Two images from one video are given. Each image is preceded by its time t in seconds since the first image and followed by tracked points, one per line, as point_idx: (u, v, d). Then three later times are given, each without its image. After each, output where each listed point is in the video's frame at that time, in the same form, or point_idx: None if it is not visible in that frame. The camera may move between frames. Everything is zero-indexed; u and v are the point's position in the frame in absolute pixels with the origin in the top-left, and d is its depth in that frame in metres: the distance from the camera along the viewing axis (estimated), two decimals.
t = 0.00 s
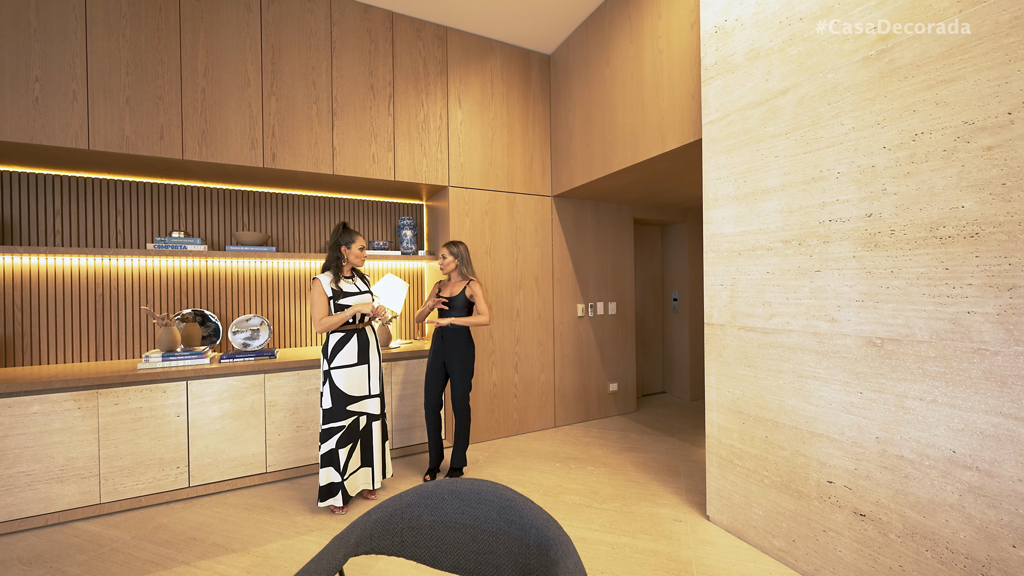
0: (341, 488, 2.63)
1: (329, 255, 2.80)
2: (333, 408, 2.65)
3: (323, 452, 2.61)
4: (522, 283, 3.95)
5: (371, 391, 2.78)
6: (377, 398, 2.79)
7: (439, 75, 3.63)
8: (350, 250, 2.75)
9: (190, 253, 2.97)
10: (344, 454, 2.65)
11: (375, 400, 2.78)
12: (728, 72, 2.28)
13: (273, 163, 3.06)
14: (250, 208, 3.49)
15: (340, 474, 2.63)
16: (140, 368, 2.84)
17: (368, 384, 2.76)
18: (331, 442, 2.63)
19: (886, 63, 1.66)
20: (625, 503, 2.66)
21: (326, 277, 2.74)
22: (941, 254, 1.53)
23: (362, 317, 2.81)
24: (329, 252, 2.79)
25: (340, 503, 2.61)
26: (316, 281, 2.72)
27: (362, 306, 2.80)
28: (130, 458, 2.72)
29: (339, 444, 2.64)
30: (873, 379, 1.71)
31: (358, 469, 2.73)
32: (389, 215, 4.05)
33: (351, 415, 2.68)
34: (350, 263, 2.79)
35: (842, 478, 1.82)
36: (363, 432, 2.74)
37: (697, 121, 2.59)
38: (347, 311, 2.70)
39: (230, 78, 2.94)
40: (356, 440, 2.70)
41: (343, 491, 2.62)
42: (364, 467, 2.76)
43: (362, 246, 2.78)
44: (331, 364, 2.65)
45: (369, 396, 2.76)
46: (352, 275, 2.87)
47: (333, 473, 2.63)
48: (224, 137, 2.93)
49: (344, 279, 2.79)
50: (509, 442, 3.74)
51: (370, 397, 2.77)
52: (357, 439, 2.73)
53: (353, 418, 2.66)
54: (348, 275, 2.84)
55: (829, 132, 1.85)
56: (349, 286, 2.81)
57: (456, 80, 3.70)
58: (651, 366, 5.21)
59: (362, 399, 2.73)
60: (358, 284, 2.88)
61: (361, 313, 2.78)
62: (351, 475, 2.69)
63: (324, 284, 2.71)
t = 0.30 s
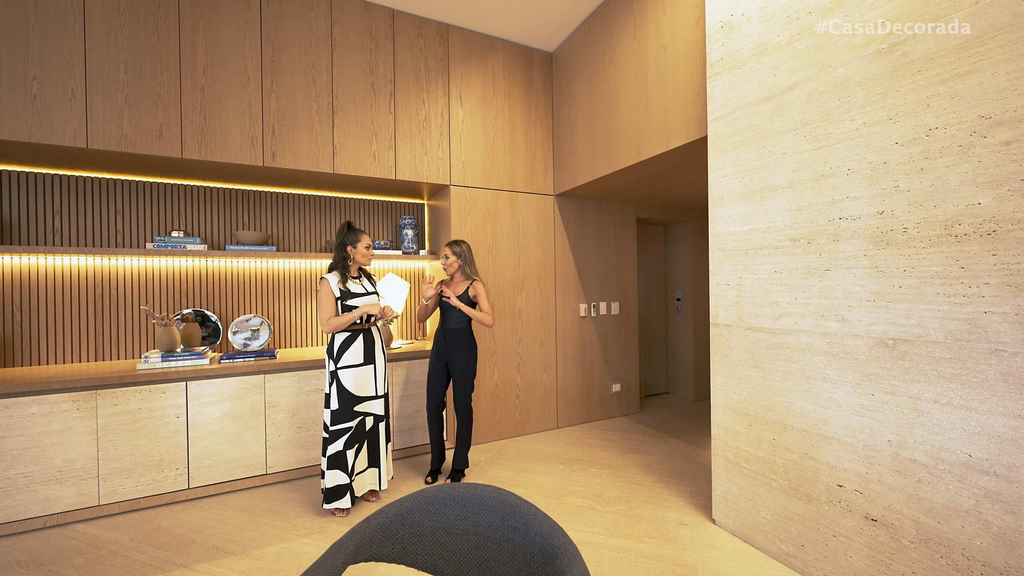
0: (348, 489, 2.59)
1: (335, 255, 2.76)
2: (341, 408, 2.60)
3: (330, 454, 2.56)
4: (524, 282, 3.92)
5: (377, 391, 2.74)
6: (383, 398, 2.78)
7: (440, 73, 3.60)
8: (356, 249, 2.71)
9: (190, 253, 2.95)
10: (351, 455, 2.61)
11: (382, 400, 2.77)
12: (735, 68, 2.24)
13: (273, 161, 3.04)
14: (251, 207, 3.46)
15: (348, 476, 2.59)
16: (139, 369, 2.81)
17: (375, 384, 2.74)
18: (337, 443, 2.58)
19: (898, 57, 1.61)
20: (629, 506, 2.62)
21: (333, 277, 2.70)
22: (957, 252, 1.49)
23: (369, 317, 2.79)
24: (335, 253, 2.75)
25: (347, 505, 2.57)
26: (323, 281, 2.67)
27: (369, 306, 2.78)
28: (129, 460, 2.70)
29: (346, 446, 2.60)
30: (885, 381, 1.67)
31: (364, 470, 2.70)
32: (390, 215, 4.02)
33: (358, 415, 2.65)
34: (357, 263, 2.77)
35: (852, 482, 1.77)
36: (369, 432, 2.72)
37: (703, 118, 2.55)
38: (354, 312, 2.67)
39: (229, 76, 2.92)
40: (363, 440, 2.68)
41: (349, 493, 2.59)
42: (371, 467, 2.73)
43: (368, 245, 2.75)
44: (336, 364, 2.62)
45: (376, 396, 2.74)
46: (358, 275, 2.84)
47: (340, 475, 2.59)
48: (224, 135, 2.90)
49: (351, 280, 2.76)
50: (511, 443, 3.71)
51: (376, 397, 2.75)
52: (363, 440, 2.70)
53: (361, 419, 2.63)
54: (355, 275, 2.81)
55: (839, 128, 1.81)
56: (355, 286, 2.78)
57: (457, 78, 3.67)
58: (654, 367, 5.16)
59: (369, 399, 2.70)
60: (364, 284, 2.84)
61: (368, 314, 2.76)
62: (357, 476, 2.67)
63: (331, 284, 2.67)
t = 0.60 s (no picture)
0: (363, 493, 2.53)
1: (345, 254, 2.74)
2: (351, 410, 2.54)
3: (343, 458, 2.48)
4: (530, 282, 3.87)
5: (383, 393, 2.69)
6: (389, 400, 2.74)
7: (445, 70, 3.56)
8: (359, 247, 2.66)
9: (194, 252, 2.93)
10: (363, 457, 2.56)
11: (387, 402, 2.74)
12: (746, 61, 2.18)
13: (277, 160, 3.01)
14: (255, 206, 3.45)
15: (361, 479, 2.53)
16: (142, 369, 2.79)
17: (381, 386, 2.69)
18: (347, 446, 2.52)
19: (920, 47, 1.55)
20: (637, 509, 2.57)
21: (339, 275, 2.66)
22: (982, 249, 1.43)
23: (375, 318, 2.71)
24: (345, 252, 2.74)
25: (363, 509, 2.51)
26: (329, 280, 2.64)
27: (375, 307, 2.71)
28: (132, 459, 2.68)
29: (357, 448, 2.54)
30: (906, 383, 1.61)
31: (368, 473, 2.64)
32: (395, 213, 4.00)
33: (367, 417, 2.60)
34: (364, 261, 2.70)
35: (870, 488, 1.71)
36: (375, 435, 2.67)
37: (713, 114, 2.50)
38: (358, 312, 2.59)
39: (233, 73, 2.89)
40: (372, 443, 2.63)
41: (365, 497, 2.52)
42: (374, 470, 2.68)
43: (373, 243, 2.68)
44: (341, 364, 2.54)
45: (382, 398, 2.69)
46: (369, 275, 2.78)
47: (352, 480, 2.49)
48: (227, 133, 2.88)
49: (358, 279, 2.70)
50: (516, 445, 3.66)
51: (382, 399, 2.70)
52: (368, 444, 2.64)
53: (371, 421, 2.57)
54: (365, 275, 2.75)
55: (856, 121, 1.75)
56: (363, 287, 2.72)
57: (462, 75, 3.63)
58: (661, 368, 5.10)
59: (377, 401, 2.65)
60: (373, 284, 2.77)
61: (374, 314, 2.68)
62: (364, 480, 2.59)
63: (338, 283, 2.62)
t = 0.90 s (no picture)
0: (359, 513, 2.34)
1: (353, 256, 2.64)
2: (352, 420, 2.35)
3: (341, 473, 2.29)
4: (540, 281, 3.83)
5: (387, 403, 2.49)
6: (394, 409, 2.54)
7: (455, 67, 3.53)
8: (365, 244, 2.55)
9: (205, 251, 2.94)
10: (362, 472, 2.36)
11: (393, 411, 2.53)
12: (765, 51, 2.11)
13: (287, 158, 3.00)
14: (266, 205, 3.45)
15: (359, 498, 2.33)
16: (154, 367, 2.80)
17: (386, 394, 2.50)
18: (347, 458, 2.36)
19: (952, 31, 1.47)
20: (650, 513, 2.51)
21: (346, 274, 2.53)
22: (1020, 244, 1.35)
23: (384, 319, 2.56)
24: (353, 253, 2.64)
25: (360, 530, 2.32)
26: (336, 280, 2.51)
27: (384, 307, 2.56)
28: (144, 458, 2.69)
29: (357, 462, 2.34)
30: (936, 385, 1.53)
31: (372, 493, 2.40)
32: (405, 212, 3.98)
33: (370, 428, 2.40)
34: (369, 257, 2.57)
35: (898, 494, 1.64)
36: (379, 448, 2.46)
37: (730, 107, 2.43)
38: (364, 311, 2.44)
39: (243, 72, 2.89)
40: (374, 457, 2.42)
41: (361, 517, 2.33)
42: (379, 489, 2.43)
43: (380, 239, 2.57)
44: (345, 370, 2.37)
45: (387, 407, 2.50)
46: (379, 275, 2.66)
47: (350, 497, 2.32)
48: (237, 132, 2.88)
49: (366, 278, 2.57)
50: (527, 445, 3.62)
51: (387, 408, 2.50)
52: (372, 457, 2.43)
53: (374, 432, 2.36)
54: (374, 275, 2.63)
55: (882, 111, 1.68)
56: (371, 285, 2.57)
57: (472, 71, 3.59)
58: (674, 368, 5.02)
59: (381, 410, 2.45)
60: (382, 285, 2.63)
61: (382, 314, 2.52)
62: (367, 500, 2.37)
63: (344, 280, 2.49)
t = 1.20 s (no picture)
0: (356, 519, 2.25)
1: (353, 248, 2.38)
2: (351, 427, 2.16)
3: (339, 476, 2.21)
4: (549, 280, 3.78)
5: (392, 412, 2.22)
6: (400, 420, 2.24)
7: (462, 64, 3.50)
8: (369, 239, 2.28)
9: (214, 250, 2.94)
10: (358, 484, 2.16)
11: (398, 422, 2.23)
12: (781, 42, 2.04)
13: (294, 157, 3.00)
14: (274, 204, 3.45)
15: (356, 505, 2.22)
16: (164, 366, 2.82)
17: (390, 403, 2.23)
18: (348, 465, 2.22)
19: (982, 16, 1.40)
20: (662, 517, 2.45)
21: (346, 270, 2.29)
22: None
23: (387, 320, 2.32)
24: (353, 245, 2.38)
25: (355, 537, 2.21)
26: (334, 276, 2.27)
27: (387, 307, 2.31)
28: (153, 456, 2.70)
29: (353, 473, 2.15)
30: (965, 389, 1.46)
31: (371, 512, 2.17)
32: (413, 211, 3.96)
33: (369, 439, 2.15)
34: (373, 253, 2.30)
35: (924, 502, 1.57)
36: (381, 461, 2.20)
37: (744, 100, 2.36)
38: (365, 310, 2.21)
39: (251, 71, 2.89)
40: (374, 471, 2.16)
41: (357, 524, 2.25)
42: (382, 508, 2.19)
43: (385, 234, 2.32)
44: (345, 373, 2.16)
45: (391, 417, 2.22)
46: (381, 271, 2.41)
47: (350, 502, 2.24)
48: (245, 131, 2.88)
49: (368, 275, 2.33)
50: (536, 447, 3.58)
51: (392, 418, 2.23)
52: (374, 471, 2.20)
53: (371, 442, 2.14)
54: (376, 271, 2.38)
55: (906, 102, 1.60)
56: (374, 282, 2.34)
57: (480, 69, 3.56)
58: (686, 369, 4.94)
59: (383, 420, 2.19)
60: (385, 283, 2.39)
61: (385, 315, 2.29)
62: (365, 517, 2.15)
63: (344, 277, 2.26)
